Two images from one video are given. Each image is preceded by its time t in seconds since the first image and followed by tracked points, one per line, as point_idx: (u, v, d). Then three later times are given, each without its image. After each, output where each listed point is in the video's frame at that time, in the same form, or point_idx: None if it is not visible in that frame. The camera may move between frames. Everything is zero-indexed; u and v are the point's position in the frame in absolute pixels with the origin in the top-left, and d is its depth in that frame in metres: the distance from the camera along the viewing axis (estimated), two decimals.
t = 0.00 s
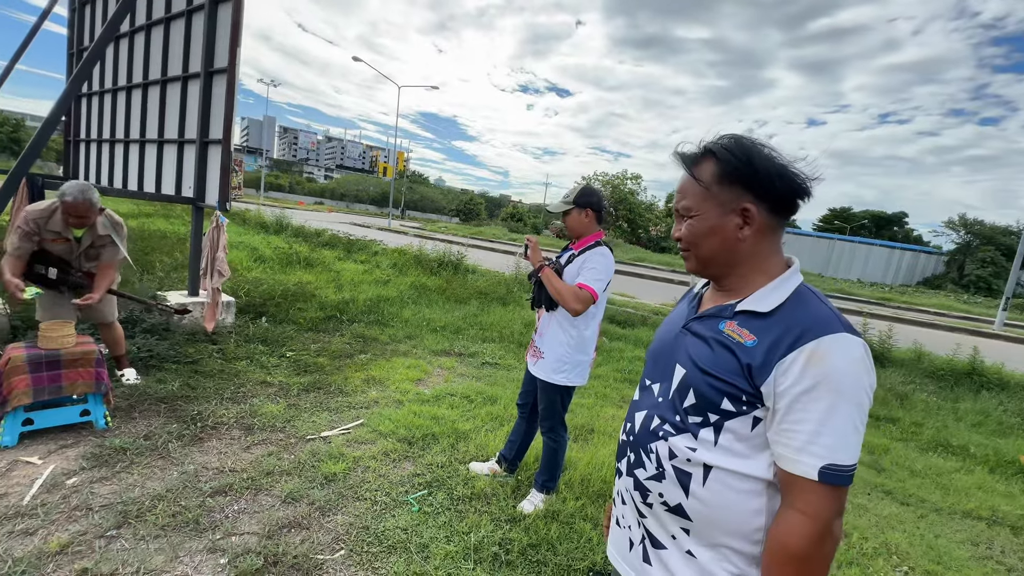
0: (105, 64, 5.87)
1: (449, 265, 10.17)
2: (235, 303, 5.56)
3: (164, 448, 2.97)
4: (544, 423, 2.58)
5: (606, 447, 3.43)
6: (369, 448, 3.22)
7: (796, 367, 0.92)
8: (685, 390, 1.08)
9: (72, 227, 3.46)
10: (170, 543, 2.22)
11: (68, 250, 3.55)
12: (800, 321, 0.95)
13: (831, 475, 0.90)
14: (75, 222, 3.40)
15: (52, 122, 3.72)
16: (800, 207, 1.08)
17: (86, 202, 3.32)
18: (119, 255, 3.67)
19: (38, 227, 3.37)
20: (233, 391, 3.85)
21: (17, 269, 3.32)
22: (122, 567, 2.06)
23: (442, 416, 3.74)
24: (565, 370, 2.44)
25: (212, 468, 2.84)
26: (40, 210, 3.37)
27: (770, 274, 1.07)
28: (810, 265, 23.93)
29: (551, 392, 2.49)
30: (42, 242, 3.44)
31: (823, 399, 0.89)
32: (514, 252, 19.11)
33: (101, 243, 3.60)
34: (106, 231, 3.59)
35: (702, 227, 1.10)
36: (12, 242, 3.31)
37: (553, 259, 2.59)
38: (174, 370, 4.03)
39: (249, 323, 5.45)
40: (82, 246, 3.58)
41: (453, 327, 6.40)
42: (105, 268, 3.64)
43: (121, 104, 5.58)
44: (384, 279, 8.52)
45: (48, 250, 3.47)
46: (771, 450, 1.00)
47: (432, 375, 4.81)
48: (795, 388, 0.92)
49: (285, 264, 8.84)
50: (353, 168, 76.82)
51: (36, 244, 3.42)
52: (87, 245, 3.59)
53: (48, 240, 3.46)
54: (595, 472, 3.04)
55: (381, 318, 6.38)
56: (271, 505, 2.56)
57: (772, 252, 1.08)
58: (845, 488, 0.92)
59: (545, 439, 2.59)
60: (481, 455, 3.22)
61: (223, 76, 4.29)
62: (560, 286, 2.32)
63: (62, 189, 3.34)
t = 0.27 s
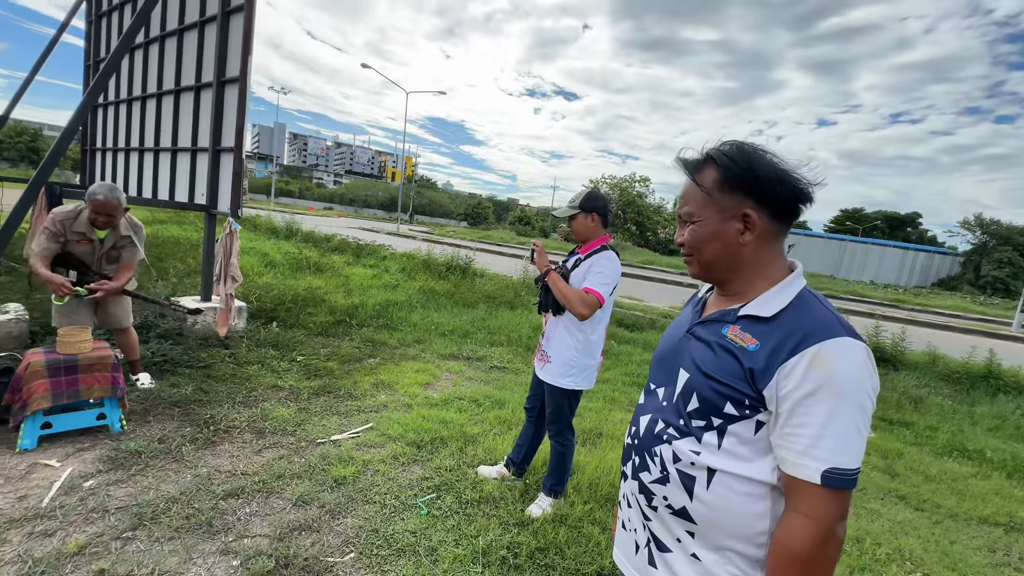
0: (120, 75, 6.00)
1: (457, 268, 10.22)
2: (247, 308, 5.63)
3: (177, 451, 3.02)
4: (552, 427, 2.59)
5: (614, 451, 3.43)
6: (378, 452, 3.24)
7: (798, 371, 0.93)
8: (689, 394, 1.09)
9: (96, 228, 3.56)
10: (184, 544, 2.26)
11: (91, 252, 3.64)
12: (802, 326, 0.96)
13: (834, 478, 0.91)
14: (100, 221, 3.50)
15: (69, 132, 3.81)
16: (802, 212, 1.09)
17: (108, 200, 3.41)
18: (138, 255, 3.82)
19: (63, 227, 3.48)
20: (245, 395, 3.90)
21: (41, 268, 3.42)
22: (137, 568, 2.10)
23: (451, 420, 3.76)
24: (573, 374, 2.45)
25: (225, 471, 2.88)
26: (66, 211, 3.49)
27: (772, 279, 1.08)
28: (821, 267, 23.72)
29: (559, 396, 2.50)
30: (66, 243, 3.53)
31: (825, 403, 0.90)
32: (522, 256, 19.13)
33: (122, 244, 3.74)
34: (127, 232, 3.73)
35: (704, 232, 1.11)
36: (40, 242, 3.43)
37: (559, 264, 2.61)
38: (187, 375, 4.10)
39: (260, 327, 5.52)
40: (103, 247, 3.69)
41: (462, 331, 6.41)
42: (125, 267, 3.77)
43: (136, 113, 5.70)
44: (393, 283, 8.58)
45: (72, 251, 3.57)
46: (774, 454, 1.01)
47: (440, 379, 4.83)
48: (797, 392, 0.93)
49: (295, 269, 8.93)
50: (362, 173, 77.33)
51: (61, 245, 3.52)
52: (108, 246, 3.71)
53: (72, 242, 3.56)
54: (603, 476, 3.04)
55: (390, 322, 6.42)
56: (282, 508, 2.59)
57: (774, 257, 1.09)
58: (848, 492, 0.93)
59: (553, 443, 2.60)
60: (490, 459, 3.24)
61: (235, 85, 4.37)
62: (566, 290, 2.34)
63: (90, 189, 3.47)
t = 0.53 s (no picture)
0: (140, 86, 6.14)
1: (468, 273, 10.26)
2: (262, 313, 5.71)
3: (195, 453, 3.08)
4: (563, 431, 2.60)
5: (626, 456, 3.42)
6: (390, 455, 3.27)
7: (809, 373, 0.93)
8: (699, 398, 1.10)
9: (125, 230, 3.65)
10: (202, 545, 2.30)
11: (118, 254, 3.73)
12: (811, 328, 0.96)
13: (846, 482, 0.91)
14: (129, 223, 3.58)
15: (93, 142, 3.91)
16: (812, 214, 1.09)
17: (140, 201, 3.52)
18: (163, 257, 3.91)
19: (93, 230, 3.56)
20: (260, 399, 3.96)
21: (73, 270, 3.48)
22: (157, 568, 2.14)
23: (462, 424, 3.78)
24: (584, 378, 2.46)
25: (240, 473, 2.92)
26: (96, 214, 3.58)
27: (781, 281, 1.09)
28: (836, 270, 23.41)
29: (570, 399, 2.51)
30: (95, 244, 3.61)
31: (836, 406, 0.90)
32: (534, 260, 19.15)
33: (147, 246, 3.83)
34: (153, 234, 3.84)
35: (712, 235, 1.12)
36: (71, 244, 3.50)
37: (570, 267, 2.62)
38: (204, 378, 4.17)
39: (275, 332, 5.59)
40: (130, 249, 3.77)
41: (473, 335, 6.43)
42: (151, 269, 3.87)
43: (155, 123, 5.83)
44: (405, 288, 8.64)
45: (100, 253, 3.65)
46: (785, 458, 1.01)
47: (452, 383, 4.84)
48: (808, 395, 0.93)
49: (309, 274, 9.03)
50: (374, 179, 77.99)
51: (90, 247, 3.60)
52: (135, 248, 3.80)
53: (102, 243, 3.64)
54: (615, 480, 3.04)
55: (402, 327, 6.47)
56: (297, 510, 2.63)
57: (783, 259, 1.10)
58: (860, 496, 0.93)
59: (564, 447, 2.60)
60: (501, 462, 3.25)
61: (251, 94, 4.45)
62: (577, 294, 2.35)
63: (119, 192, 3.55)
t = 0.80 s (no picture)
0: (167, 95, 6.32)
1: (484, 276, 10.29)
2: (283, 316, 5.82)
3: (219, 453, 3.15)
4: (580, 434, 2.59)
5: (644, 460, 3.41)
6: (408, 457, 3.30)
7: (831, 377, 0.93)
8: (717, 401, 1.10)
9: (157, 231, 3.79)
10: (226, 543, 2.35)
11: (150, 255, 3.85)
12: (833, 331, 0.96)
13: (870, 487, 0.90)
14: (161, 223, 3.72)
15: (123, 151, 4.04)
16: (831, 215, 1.08)
17: (169, 200, 3.65)
18: (193, 259, 3.99)
19: (126, 230, 3.70)
20: (282, 400, 4.03)
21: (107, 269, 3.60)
22: (183, 564, 2.20)
23: (479, 427, 3.78)
24: (601, 381, 2.45)
25: (262, 473, 2.98)
26: (130, 217, 3.75)
27: (800, 284, 1.08)
28: (859, 272, 22.94)
29: (587, 402, 2.51)
30: (129, 246, 3.75)
31: (859, 410, 0.90)
32: (551, 263, 19.15)
33: (178, 247, 3.93)
34: (183, 236, 3.95)
35: (729, 238, 1.12)
36: (106, 245, 3.64)
37: (587, 270, 2.63)
38: (228, 380, 4.27)
39: (295, 335, 5.69)
40: (162, 250, 3.89)
41: (489, 338, 6.43)
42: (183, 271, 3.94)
43: (181, 131, 5.99)
44: (422, 291, 8.70)
45: (134, 254, 3.78)
46: (806, 462, 1.00)
47: (468, 386, 4.84)
48: (830, 398, 0.92)
49: (328, 277, 9.15)
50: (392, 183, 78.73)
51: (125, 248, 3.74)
52: (167, 249, 3.90)
53: (135, 245, 3.78)
54: (633, 484, 3.03)
55: (419, 330, 6.52)
56: (317, 510, 2.67)
57: (802, 261, 1.09)
58: (885, 502, 0.92)
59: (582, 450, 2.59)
60: (518, 466, 3.26)
61: (273, 102, 4.55)
62: (594, 297, 2.35)
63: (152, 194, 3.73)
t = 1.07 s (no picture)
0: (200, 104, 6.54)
1: (506, 278, 10.32)
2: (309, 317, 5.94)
3: (250, 450, 3.24)
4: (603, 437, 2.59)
5: (668, 464, 3.38)
6: (432, 457, 3.32)
7: (865, 380, 0.91)
8: (746, 404, 1.10)
9: (195, 233, 3.92)
10: (257, 537, 2.42)
11: (189, 256, 3.99)
12: (868, 333, 0.94)
13: (907, 495, 0.88)
14: (198, 225, 3.85)
15: (160, 158, 4.19)
16: (867, 215, 1.06)
17: (206, 202, 3.80)
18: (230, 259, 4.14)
19: (165, 234, 3.83)
20: (309, 399, 4.13)
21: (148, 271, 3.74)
22: (218, 557, 2.27)
23: (501, 428, 3.79)
24: (625, 384, 2.44)
25: (291, 470, 3.06)
26: (169, 220, 3.86)
27: (834, 285, 1.07)
28: (892, 274, 22.27)
29: (610, 405, 2.50)
30: (168, 248, 3.88)
31: (895, 415, 0.88)
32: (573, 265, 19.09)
33: (215, 248, 4.07)
34: (219, 237, 4.08)
35: (760, 239, 1.12)
36: (146, 249, 3.78)
37: (610, 272, 2.63)
38: (258, 379, 4.39)
39: (321, 336, 5.80)
40: (200, 251, 4.02)
41: (511, 340, 6.41)
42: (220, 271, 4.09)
43: (214, 138, 6.18)
44: (444, 293, 8.77)
45: (173, 256, 3.91)
46: (840, 468, 0.98)
47: (490, 388, 4.81)
48: (865, 403, 0.90)
49: (353, 279, 9.31)
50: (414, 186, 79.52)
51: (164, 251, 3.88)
52: (204, 251, 4.05)
53: (174, 247, 3.91)
54: (657, 489, 3.01)
55: (442, 331, 6.58)
56: (344, 508, 2.72)
57: (837, 262, 1.08)
58: (925, 511, 0.89)
59: (605, 454, 2.58)
60: (541, 468, 3.26)
61: (301, 109, 4.66)
62: (617, 299, 2.35)
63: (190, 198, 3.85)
